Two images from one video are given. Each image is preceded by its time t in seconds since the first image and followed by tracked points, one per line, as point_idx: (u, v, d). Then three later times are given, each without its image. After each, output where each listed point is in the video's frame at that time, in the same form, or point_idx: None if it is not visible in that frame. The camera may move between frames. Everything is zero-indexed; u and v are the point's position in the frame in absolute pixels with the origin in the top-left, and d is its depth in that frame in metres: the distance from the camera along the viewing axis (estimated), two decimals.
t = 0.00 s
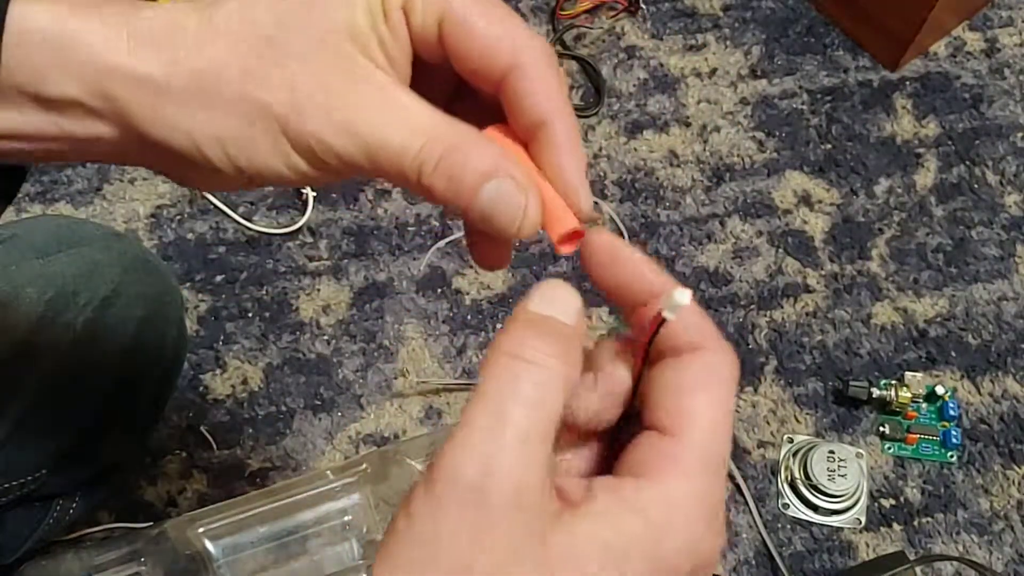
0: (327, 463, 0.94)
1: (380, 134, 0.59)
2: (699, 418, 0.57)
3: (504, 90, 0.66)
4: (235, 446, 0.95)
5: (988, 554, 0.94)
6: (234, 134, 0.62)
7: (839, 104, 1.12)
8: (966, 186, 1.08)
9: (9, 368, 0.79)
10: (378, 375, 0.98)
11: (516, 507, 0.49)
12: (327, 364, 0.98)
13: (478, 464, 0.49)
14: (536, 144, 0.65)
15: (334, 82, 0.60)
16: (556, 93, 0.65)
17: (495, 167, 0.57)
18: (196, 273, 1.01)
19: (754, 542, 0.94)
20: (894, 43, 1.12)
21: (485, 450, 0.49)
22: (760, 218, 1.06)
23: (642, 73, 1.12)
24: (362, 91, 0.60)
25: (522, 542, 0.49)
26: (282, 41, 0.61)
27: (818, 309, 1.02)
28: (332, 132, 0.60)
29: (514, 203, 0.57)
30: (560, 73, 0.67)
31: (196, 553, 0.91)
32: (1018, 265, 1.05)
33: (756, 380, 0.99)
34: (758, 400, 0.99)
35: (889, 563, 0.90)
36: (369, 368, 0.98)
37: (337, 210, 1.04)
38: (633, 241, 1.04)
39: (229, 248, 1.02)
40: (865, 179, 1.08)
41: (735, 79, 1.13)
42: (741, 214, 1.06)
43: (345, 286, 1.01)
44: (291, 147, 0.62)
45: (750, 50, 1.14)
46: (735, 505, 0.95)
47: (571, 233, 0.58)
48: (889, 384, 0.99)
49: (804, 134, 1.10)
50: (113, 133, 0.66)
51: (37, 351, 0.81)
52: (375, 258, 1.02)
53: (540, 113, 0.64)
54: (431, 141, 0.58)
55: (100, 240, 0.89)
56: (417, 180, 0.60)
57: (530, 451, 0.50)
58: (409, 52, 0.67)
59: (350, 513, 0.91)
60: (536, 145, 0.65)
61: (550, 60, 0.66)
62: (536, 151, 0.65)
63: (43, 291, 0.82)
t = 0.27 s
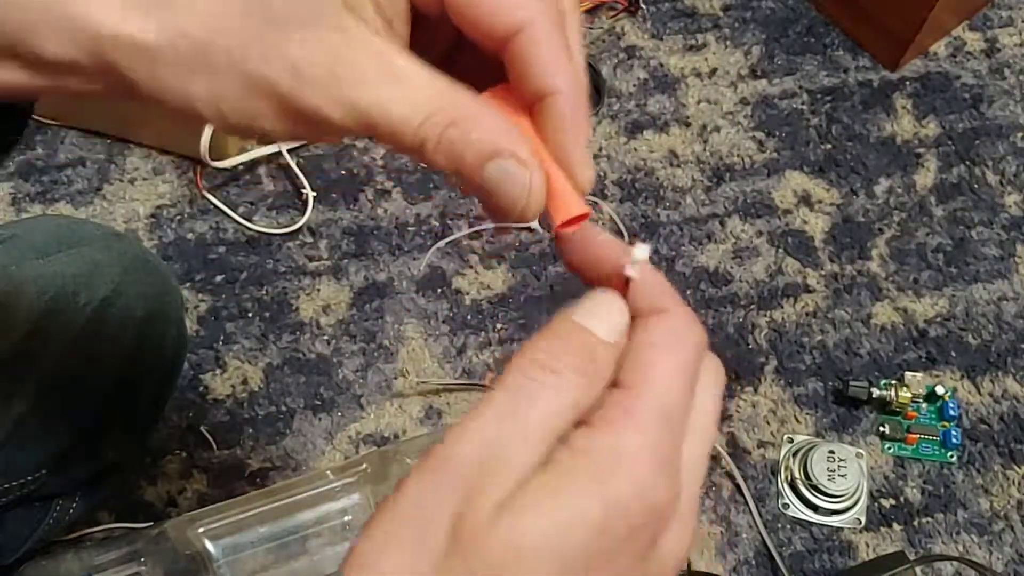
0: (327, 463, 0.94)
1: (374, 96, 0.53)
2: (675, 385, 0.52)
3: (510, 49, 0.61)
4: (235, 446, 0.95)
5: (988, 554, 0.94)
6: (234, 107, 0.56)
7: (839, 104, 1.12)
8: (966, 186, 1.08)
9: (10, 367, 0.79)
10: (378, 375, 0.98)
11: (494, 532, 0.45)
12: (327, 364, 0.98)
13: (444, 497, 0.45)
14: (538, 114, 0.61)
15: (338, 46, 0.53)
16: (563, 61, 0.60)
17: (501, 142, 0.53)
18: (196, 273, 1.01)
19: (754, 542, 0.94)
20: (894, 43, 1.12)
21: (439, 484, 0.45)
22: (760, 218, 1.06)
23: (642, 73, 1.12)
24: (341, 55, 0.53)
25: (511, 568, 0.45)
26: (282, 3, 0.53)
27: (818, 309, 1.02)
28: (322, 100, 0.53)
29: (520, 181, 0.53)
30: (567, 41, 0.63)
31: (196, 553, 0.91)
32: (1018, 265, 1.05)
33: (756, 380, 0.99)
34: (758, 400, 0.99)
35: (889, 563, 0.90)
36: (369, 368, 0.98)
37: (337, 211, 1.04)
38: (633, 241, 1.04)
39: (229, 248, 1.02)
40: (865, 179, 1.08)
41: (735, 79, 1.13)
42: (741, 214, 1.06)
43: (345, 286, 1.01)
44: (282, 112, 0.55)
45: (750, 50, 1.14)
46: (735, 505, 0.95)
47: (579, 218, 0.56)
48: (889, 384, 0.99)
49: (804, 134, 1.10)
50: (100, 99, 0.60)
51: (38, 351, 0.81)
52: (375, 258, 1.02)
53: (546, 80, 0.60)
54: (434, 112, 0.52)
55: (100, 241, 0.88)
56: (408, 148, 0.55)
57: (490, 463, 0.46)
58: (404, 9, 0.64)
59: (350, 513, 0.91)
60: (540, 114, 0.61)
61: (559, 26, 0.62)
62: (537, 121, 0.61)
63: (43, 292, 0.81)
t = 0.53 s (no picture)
0: (327, 463, 0.94)
1: (414, 70, 0.52)
2: (619, 328, 0.52)
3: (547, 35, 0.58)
4: (235, 446, 0.95)
5: (988, 554, 0.94)
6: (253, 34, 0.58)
7: (839, 104, 1.12)
8: (966, 186, 1.08)
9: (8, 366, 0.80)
10: (378, 375, 0.98)
11: (442, 490, 0.45)
12: (327, 364, 0.98)
13: (396, 474, 0.46)
14: (571, 103, 0.59)
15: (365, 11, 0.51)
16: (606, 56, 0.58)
17: (531, 129, 0.54)
18: (196, 273, 1.01)
19: (754, 542, 0.94)
20: (895, 43, 1.12)
21: (394, 466, 0.47)
22: (760, 218, 1.06)
23: (642, 73, 1.12)
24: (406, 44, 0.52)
25: (466, 522, 0.44)
26: None
27: (818, 309, 1.02)
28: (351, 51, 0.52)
29: (540, 168, 0.56)
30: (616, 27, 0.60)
31: (196, 553, 0.91)
32: (1018, 265, 1.05)
33: (756, 380, 0.99)
34: (758, 400, 0.99)
35: (889, 563, 0.90)
36: (369, 368, 0.98)
37: (337, 211, 1.04)
38: (633, 241, 1.04)
39: (229, 248, 1.02)
40: (865, 179, 1.08)
41: (735, 78, 1.13)
42: (741, 214, 1.06)
43: (345, 286, 1.01)
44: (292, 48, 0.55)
45: (750, 50, 1.14)
46: (735, 505, 0.95)
47: (587, 219, 0.58)
48: (889, 384, 0.99)
49: (804, 134, 1.10)
50: None
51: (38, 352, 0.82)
52: (375, 259, 1.02)
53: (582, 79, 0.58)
54: (463, 89, 0.52)
55: (100, 241, 0.89)
56: (435, 112, 0.55)
57: (438, 433, 0.48)
58: None
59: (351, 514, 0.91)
60: (573, 102, 0.59)
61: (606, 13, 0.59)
62: (572, 110, 0.59)
63: (42, 295, 0.84)
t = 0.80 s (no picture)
0: (327, 463, 0.94)
1: (401, 93, 0.51)
2: (587, 315, 0.50)
3: (525, 96, 0.51)
4: (235, 446, 0.95)
5: (988, 554, 0.94)
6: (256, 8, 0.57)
7: (839, 104, 1.12)
8: (966, 186, 1.08)
9: (9, 365, 0.80)
10: (378, 375, 0.98)
11: (419, 471, 0.43)
12: (327, 364, 0.98)
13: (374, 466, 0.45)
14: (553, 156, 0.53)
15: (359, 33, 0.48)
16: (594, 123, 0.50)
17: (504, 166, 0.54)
18: (196, 273, 1.01)
19: (754, 542, 0.94)
20: (895, 43, 1.12)
21: (371, 460, 0.45)
22: (760, 218, 1.06)
23: (642, 73, 1.12)
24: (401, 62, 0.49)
25: (442, 501, 0.43)
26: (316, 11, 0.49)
27: (818, 309, 1.02)
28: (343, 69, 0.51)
29: (519, 203, 0.55)
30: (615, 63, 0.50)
31: (196, 553, 0.89)
32: (1018, 265, 1.05)
33: (756, 379, 0.99)
34: (758, 400, 0.99)
35: (889, 563, 0.90)
36: (369, 368, 0.98)
37: (337, 211, 1.04)
38: (633, 241, 1.04)
39: (229, 248, 1.02)
40: (865, 179, 1.08)
41: (735, 78, 1.13)
42: (741, 214, 1.06)
43: (345, 286, 1.01)
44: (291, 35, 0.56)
45: (750, 50, 1.14)
46: (735, 505, 0.95)
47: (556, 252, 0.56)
48: (889, 384, 0.99)
49: (804, 134, 1.10)
50: None
51: (38, 352, 0.82)
52: (375, 258, 1.02)
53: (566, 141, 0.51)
54: (463, 117, 0.51)
55: (100, 241, 0.89)
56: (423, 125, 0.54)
57: (414, 419, 0.46)
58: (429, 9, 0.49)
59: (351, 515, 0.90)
60: (553, 157, 0.53)
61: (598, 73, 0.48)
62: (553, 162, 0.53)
63: (43, 295, 0.84)
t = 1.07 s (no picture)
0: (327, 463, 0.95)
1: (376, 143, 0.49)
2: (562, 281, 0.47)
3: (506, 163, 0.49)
4: (235, 446, 0.95)
5: (988, 554, 0.94)
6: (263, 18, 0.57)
7: (839, 104, 1.12)
8: (966, 186, 1.08)
9: (10, 365, 0.79)
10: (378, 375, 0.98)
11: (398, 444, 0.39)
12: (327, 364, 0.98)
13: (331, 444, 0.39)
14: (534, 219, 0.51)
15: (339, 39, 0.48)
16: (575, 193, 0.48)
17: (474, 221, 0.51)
18: (197, 273, 1.01)
19: (754, 542, 0.94)
20: (895, 43, 1.12)
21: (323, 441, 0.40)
22: (760, 218, 1.06)
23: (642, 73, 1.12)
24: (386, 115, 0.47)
25: (427, 471, 0.39)
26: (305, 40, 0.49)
27: (818, 309, 1.02)
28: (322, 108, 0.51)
29: (487, 255, 0.54)
30: (612, 128, 0.47)
31: (196, 554, 0.90)
32: (1018, 265, 1.05)
33: (756, 379, 0.99)
34: (758, 400, 0.99)
35: (889, 563, 0.90)
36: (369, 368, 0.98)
37: (337, 211, 1.04)
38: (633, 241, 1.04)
39: (229, 248, 1.02)
40: (865, 179, 1.08)
41: (735, 78, 1.13)
42: (741, 214, 1.06)
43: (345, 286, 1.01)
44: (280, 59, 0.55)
45: (750, 50, 1.14)
46: (734, 505, 0.95)
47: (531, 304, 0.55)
48: (889, 384, 0.99)
49: (804, 134, 1.10)
50: None
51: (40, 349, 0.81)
52: (375, 259, 1.02)
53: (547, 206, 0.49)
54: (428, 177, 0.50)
55: (100, 242, 0.89)
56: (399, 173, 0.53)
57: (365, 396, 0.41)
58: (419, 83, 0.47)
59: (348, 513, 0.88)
60: (534, 220, 0.51)
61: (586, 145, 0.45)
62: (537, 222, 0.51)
63: (43, 293, 0.83)
